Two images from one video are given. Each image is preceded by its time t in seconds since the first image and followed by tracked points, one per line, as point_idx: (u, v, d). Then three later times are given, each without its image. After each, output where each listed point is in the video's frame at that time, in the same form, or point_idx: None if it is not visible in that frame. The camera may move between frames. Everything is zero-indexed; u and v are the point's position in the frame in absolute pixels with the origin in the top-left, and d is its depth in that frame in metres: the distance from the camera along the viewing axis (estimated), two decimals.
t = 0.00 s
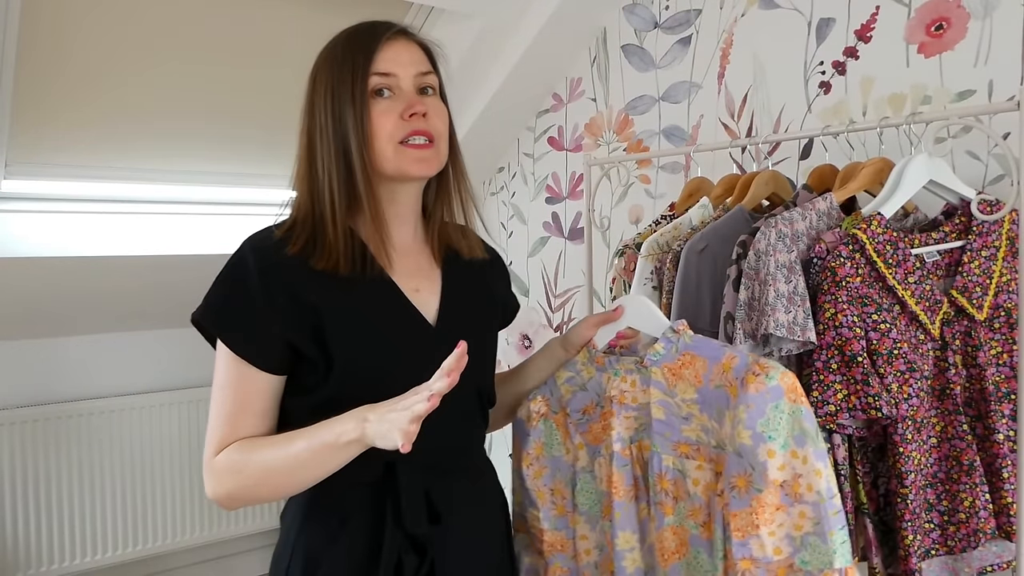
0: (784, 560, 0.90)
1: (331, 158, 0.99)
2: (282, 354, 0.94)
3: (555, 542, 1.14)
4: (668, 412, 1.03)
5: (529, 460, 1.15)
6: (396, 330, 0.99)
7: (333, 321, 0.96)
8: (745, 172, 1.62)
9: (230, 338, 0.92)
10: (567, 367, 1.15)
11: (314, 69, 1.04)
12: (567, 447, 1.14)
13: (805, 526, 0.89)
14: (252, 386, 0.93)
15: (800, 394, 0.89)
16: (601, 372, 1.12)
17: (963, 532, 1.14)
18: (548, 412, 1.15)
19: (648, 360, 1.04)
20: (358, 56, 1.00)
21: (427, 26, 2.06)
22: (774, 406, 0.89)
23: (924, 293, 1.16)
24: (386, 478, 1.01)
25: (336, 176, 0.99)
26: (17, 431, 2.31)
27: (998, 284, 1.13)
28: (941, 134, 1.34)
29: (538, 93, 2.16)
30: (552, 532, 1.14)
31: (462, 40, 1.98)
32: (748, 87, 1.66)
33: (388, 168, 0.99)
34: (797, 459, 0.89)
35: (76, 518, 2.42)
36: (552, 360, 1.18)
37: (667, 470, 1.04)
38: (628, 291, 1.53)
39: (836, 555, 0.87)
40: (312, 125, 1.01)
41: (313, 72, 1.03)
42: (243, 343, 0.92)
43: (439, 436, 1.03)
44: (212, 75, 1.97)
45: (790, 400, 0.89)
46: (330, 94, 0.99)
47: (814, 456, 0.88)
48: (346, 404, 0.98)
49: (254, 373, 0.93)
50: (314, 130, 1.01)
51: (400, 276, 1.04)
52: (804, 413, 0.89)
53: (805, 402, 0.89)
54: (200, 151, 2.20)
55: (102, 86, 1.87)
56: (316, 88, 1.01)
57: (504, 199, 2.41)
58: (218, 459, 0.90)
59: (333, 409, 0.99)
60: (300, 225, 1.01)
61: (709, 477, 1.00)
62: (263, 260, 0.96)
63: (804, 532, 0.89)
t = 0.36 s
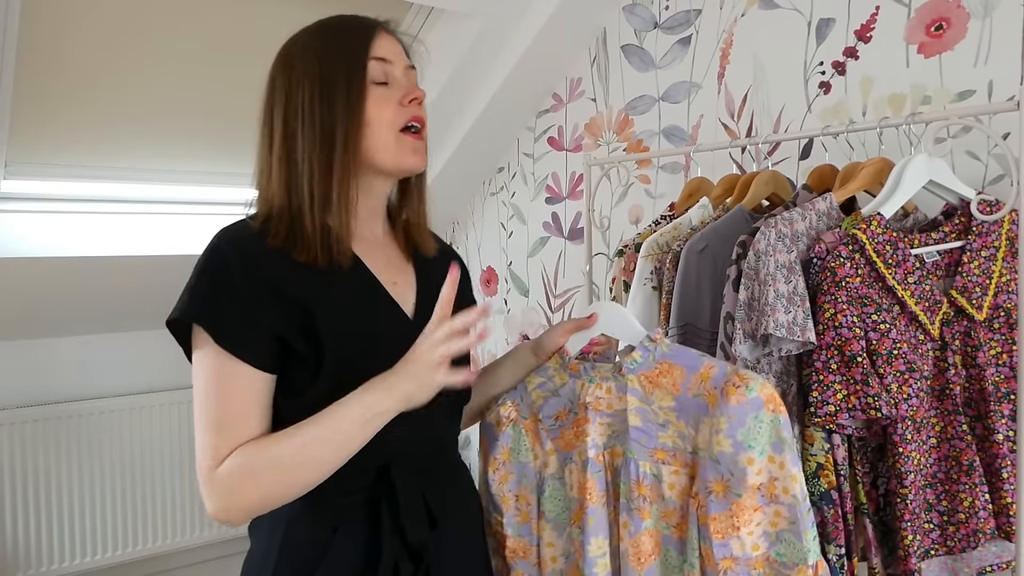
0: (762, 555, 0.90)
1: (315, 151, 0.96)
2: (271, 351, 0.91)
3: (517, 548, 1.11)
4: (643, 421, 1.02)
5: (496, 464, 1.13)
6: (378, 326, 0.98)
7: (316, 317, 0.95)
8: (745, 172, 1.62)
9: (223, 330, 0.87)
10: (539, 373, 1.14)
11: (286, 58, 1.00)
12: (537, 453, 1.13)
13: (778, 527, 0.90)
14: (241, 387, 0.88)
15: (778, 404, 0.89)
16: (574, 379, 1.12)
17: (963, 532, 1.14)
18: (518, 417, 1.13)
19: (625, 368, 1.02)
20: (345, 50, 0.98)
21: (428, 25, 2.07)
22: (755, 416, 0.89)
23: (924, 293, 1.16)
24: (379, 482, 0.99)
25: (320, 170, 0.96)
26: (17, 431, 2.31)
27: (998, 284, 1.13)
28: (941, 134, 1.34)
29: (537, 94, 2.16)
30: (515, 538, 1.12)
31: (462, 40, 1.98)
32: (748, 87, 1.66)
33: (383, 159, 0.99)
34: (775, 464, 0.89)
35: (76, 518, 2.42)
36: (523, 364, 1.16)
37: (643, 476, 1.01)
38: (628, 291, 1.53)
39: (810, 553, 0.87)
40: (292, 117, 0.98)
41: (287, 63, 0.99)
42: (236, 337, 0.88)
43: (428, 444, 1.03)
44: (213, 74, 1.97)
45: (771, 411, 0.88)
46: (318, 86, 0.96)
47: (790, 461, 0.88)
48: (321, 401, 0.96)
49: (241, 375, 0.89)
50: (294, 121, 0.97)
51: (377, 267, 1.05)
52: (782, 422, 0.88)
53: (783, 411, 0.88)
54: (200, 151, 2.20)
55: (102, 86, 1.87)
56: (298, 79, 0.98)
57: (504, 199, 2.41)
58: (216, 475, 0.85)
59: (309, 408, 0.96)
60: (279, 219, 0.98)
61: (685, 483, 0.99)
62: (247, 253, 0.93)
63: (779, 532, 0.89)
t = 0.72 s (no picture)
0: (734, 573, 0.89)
1: (354, 145, 0.89)
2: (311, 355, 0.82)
3: (482, 560, 1.11)
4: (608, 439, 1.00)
5: (461, 476, 1.13)
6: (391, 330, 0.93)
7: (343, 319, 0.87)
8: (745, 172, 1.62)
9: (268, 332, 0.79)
10: (506, 388, 1.13)
11: (293, 34, 0.89)
12: (500, 466, 1.11)
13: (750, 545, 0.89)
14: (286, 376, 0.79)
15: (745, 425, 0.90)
16: (543, 396, 1.09)
17: (963, 532, 1.14)
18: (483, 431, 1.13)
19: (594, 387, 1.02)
20: (370, 42, 0.92)
21: (428, 24, 2.07)
22: (723, 438, 0.89)
23: (924, 293, 1.16)
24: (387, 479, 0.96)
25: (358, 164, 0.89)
26: (17, 431, 2.31)
27: (998, 284, 1.13)
28: (941, 134, 1.34)
29: (537, 93, 2.16)
30: (479, 550, 1.11)
31: (462, 40, 1.98)
32: (748, 87, 1.66)
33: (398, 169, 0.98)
34: (746, 484, 0.88)
35: (75, 518, 2.42)
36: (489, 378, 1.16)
37: (608, 493, 0.98)
38: (628, 292, 1.53)
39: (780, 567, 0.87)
40: (320, 104, 0.87)
41: (304, 45, 0.88)
42: (280, 335, 0.79)
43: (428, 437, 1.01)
44: (212, 74, 1.97)
45: (739, 433, 0.89)
46: (351, 77, 0.89)
47: (761, 480, 0.88)
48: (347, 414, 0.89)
49: (289, 370, 0.79)
50: (322, 112, 0.87)
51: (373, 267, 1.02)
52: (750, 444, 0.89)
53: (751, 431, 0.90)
54: (200, 151, 2.20)
55: (101, 86, 1.87)
56: (325, 64, 0.88)
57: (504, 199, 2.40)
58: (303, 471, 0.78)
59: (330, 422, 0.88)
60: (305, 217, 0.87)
61: (647, 504, 0.97)
62: (269, 249, 0.84)
63: (748, 549, 0.88)
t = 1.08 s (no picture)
0: None
1: (354, 145, 0.89)
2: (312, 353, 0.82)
3: (473, 563, 1.14)
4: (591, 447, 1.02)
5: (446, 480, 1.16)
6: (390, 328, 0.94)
7: (342, 319, 0.87)
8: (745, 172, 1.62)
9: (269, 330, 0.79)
10: (492, 394, 1.14)
11: (295, 31, 0.88)
12: (483, 471, 1.14)
13: (717, 555, 0.92)
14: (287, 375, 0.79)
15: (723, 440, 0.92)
16: (528, 403, 1.11)
17: (963, 532, 1.14)
18: (467, 435, 1.15)
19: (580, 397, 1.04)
20: (371, 42, 0.92)
21: (428, 24, 2.08)
22: (703, 452, 0.91)
23: (924, 293, 1.16)
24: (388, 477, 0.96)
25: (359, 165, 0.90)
26: (17, 431, 2.31)
27: (998, 284, 1.13)
28: (941, 134, 1.34)
29: (537, 93, 2.16)
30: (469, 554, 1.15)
31: (462, 40, 1.98)
32: (748, 87, 1.66)
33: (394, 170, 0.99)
34: (719, 497, 0.91)
35: (75, 518, 2.42)
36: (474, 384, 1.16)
37: (590, 500, 1.02)
38: (628, 291, 1.53)
39: None
40: (322, 103, 0.87)
41: (306, 42, 0.88)
42: (281, 334, 0.79)
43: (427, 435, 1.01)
44: (213, 74, 1.97)
45: (718, 447, 0.91)
46: (353, 77, 0.89)
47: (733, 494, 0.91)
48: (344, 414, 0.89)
49: (293, 372, 0.79)
50: (324, 111, 0.87)
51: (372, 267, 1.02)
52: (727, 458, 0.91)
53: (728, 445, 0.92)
54: (200, 150, 2.20)
55: (102, 86, 1.87)
56: (328, 63, 0.88)
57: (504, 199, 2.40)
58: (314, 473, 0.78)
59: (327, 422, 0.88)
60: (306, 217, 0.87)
61: (627, 511, 1.00)
62: (269, 249, 0.84)
63: (718, 559, 0.92)
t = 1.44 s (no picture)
0: None
1: (355, 146, 0.89)
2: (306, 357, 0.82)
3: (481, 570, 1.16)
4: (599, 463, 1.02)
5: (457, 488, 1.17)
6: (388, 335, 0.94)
7: (336, 318, 0.87)
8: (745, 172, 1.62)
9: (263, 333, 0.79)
10: (500, 404, 1.13)
11: (298, 34, 0.88)
12: (494, 480, 1.15)
13: None
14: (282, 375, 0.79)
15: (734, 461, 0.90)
16: (534, 414, 1.10)
17: (963, 532, 1.14)
18: (477, 444, 1.15)
19: (585, 411, 1.03)
20: (375, 42, 0.92)
21: (428, 24, 2.08)
22: (712, 474, 0.90)
23: (924, 293, 1.16)
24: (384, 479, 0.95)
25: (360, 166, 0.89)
26: (17, 431, 2.31)
27: (998, 284, 1.13)
28: (941, 134, 1.34)
29: (538, 93, 2.16)
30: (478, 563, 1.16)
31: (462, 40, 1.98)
32: (748, 87, 1.66)
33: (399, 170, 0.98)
34: (734, 521, 0.89)
35: (75, 518, 2.42)
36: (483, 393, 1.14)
37: (596, 517, 1.02)
38: (628, 292, 1.53)
39: None
40: (323, 103, 0.87)
41: (308, 43, 0.88)
42: (274, 337, 0.79)
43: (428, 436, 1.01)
44: (213, 74, 1.97)
45: (728, 469, 0.90)
46: (355, 77, 0.89)
47: (750, 519, 0.89)
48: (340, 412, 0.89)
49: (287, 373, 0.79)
50: (325, 111, 0.87)
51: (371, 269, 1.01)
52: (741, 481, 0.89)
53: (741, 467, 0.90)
54: (200, 150, 2.20)
55: (102, 86, 1.87)
56: (329, 64, 0.88)
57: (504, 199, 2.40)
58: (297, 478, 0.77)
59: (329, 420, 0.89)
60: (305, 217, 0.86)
61: (637, 528, 1.00)
62: (264, 250, 0.84)
63: None
